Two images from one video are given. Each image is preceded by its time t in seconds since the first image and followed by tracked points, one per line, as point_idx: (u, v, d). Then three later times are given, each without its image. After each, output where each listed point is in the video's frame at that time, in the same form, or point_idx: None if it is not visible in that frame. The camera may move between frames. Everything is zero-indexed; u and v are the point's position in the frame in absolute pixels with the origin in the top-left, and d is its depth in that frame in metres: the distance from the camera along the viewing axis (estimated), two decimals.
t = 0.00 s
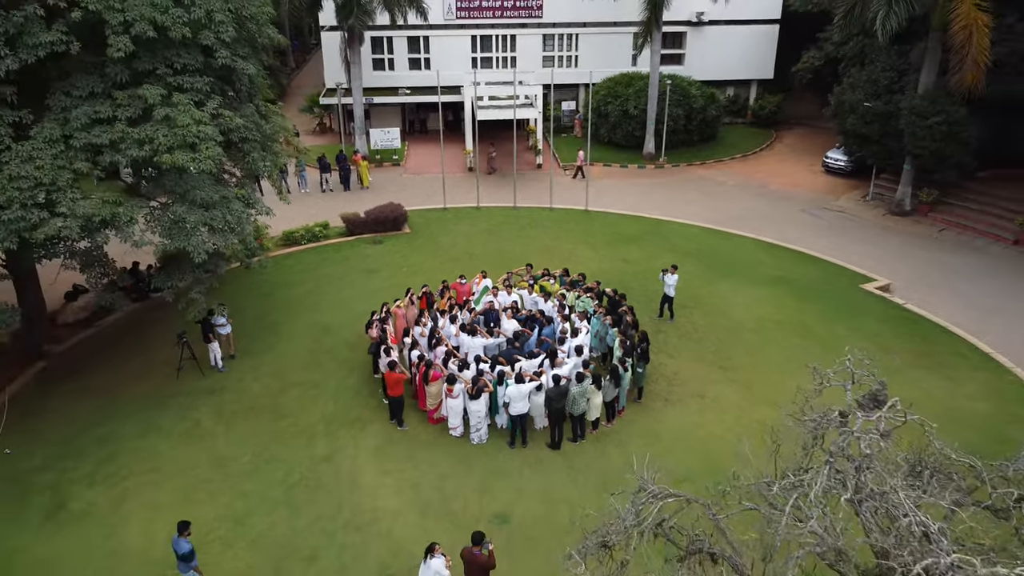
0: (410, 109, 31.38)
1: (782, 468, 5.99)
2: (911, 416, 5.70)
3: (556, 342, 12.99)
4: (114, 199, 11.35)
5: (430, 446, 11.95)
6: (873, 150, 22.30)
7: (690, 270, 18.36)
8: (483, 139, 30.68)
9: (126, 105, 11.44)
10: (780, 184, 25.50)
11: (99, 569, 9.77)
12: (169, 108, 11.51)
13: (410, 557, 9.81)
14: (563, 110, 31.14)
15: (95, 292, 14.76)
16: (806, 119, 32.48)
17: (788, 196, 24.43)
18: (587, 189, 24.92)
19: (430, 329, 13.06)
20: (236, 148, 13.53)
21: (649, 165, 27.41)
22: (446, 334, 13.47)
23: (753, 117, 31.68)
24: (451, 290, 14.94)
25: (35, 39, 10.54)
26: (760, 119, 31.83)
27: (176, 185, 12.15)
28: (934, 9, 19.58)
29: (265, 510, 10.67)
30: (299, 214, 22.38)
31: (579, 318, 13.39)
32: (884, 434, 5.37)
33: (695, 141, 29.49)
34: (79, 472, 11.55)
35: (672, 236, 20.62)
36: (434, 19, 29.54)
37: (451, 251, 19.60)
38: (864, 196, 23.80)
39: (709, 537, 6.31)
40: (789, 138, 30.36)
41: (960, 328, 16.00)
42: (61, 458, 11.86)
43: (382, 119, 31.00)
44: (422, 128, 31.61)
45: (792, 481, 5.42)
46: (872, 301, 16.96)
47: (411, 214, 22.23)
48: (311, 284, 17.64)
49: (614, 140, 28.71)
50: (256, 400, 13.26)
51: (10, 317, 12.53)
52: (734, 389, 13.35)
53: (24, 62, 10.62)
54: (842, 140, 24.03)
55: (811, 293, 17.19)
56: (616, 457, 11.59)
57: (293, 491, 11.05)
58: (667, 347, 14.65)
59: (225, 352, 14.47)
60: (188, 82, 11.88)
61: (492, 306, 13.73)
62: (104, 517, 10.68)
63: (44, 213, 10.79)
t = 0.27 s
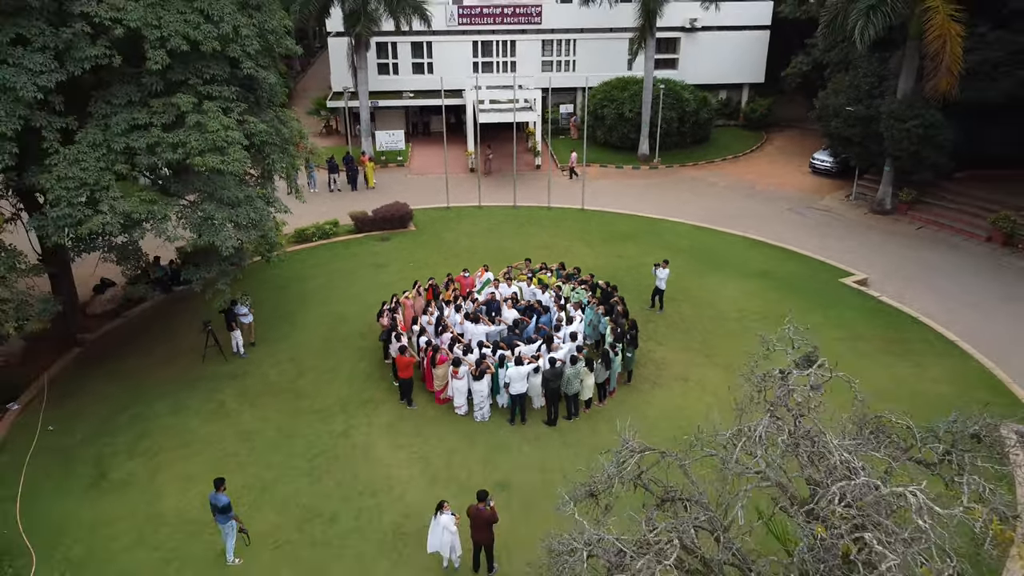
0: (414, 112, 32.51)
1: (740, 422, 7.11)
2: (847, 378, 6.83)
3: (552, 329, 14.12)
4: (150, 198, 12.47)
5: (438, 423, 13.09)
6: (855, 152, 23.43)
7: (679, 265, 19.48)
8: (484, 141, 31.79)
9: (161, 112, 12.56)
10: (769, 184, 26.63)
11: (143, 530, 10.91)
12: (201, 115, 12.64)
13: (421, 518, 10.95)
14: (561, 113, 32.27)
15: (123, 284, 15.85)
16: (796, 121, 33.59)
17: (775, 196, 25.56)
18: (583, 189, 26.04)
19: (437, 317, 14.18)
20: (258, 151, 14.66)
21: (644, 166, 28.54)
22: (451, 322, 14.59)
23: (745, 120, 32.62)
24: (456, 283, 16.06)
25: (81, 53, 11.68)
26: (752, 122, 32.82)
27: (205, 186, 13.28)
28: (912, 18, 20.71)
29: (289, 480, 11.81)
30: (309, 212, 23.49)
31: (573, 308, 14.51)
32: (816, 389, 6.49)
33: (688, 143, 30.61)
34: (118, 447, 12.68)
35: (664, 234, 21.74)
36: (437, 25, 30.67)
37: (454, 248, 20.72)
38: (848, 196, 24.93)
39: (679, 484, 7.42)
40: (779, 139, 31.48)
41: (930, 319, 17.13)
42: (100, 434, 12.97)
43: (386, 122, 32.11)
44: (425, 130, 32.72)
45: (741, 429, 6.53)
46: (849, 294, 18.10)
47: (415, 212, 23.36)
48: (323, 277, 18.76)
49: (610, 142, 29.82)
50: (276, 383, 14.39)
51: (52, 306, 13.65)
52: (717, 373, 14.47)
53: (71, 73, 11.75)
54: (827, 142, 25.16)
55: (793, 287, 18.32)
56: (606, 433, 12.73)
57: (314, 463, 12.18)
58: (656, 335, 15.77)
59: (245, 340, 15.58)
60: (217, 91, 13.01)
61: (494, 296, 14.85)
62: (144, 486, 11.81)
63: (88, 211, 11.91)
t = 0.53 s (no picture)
0: (417, 117, 33.72)
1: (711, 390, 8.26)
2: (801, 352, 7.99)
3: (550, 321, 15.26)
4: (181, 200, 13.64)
5: (444, 406, 14.24)
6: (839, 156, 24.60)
7: (671, 264, 20.62)
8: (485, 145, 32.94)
9: (192, 121, 13.72)
10: (759, 187, 27.78)
11: (178, 499, 12.00)
12: (228, 123, 13.80)
13: (430, 489, 12.09)
14: (559, 118, 33.43)
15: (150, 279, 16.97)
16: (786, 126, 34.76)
17: (764, 198, 26.72)
18: (580, 192, 27.19)
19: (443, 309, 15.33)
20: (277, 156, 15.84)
21: (638, 170, 29.70)
22: (456, 314, 15.74)
23: (737, 125, 33.86)
24: (460, 278, 17.21)
25: (122, 67, 12.85)
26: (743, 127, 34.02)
27: (231, 188, 14.49)
28: (890, 30, 21.91)
29: (309, 456, 12.93)
30: (319, 214, 24.63)
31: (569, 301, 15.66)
32: (770, 359, 7.64)
33: (682, 147, 31.77)
34: (150, 427, 13.80)
35: (657, 234, 22.89)
36: (440, 34, 31.86)
37: (457, 247, 21.86)
38: (833, 198, 26.09)
39: (659, 445, 8.56)
40: (769, 144, 32.64)
41: (904, 313, 18.27)
42: (134, 416, 14.08)
43: (391, 127, 33.26)
44: (428, 135, 33.87)
45: (706, 392, 7.66)
46: (829, 290, 19.26)
47: (420, 214, 24.51)
48: (334, 274, 19.89)
49: (607, 146, 30.98)
50: (294, 370, 15.52)
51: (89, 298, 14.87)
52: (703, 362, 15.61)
53: (112, 86, 12.92)
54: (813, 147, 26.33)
55: (777, 284, 19.46)
56: (599, 415, 13.86)
57: (331, 441, 13.31)
58: (647, 328, 16.92)
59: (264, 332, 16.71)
60: (242, 101, 14.18)
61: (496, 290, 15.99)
62: (176, 461, 12.92)
63: (126, 211, 13.07)
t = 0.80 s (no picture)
0: (421, 136, 35.06)
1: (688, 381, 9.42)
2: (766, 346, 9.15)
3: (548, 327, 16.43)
4: (209, 215, 14.87)
5: (450, 406, 15.40)
6: (823, 174, 25.88)
7: (663, 276, 21.81)
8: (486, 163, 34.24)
9: (219, 143, 14.95)
10: (748, 204, 29.04)
11: (208, 488, 13.12)
12: (252, 144, 15.04)
13: (439, 479, 13.21)
14: (558, 137, 34.76)
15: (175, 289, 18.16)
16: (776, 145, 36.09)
17: (753, 214, 27.97)
18: (577, 208, 28.44)
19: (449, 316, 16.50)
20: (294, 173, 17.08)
21: (633, 187, 30.98)
22: (461, 321, 16.91)
23: (728, 144, 35.22)
24: (464, 288, 18.39)
25: (157, 94, 14.06)
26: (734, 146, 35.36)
27: (253, 204, 15.75)
28: (869, 56, 23.23)
29: (327, 449, 14.06)
30: (328, 229, 25.84)
31: (566, 309, 16.84)
32: (737, 351, 8.81)
33: (675, 165, 33.07)
34: (178, 425, 14.92)
35: (649, 248, 24.10)
36: (443, 57, 33.24)
37: (460, 260, 23.06)
38: (819, 214, 27.34)
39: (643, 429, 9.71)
40: (759, 162, 33.95)
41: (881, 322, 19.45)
42: (164, 414, 15.20)
43: (396, 145, 34.57)
44: (431, 153, 35.17)
45: (682, 379, 8.83)
46: (811, 300, 20.47)
47: (424, 229, 25.72)
48: (345, 285, 21.07)
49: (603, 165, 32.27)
50: (310, 373, 16.67)
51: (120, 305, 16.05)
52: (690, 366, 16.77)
53: (148, 111, 14.13)
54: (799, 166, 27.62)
55: (762, 295, 20.64)
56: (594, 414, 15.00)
57: (347, 436, 14.43)
58: (639, 335, 18.08)
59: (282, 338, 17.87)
60: (265, 124, 15.41)
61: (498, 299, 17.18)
62: (204, 454, 14.04)
63: (159, 225, 14.27)
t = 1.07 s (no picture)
0: (425, 164, 36.46)
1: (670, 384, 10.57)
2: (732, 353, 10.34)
3: (546, 342, 17.63)
4: (233, 238, 16.11)
5: (455, 415, 16.53)
6: (808, 200, 27.20)
7: (654, 296, 23.01)
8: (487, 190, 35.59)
9: (243, 171, 16.23)
10: (738, 228, 30.31)
11: (232, 489, 14.21)
12: (273, 173, 16.32)
13: (446, 480, 14.31)
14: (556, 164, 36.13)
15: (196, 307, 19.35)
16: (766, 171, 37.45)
17: (743, 238, 29.23)
18: (575, 232, 29.71)
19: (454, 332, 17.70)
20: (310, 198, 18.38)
21: (628, 212, 32.29)
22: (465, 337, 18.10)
23: (720, 171, 36.59)
24: (468, 307, 19.60)
25: (188, 128, 15.34)
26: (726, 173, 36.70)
27: (273, 228, 17.03)
28: (849, 89, 24.62)
29: (341, 455, 15.17)
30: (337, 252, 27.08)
31: (564, 326, 18.05)
32: (710, 356, 10.00)
33: (669, 192, 34.42)
34: (202, 432, 16.04)
35: (643, 271, 25.31)
36: (446, 88, 34.72)
37: (463, 282, 24.27)
38: (805, 238, 28.62)
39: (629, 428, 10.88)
40: (750, 188, 35.29)
41: (860, 339, 20.60)
42: (188, 424, 16.32)
43: (400, 173, 35.95)
44: (434, 180, 36.54)
45: (663, 382, 9.99)
46: (795, 319, 21.66)
47: (428, 252, 26.96)
48: (355, 305, 22.26)
49: (599, 191, 33.62)
50: (324, 386, 17.82)
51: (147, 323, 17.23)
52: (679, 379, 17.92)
53: (179, 142, 15.39)
54: (786, 192, 28.95)
55: (749, 314, 21.81)
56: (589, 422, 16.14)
57: (360, 443, 15.54)
58: (631, 351, 19.24)
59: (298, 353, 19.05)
60: (285, 155, 16.70)
61: (500, 317, 18.40)
62: (227, 459, 15.14)
63: (187, 247, 15.51)
